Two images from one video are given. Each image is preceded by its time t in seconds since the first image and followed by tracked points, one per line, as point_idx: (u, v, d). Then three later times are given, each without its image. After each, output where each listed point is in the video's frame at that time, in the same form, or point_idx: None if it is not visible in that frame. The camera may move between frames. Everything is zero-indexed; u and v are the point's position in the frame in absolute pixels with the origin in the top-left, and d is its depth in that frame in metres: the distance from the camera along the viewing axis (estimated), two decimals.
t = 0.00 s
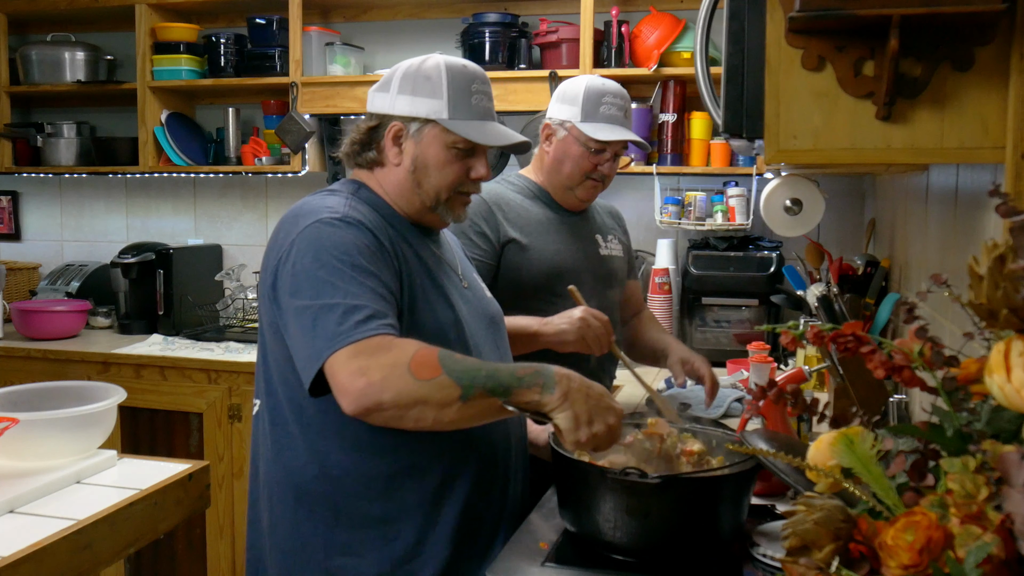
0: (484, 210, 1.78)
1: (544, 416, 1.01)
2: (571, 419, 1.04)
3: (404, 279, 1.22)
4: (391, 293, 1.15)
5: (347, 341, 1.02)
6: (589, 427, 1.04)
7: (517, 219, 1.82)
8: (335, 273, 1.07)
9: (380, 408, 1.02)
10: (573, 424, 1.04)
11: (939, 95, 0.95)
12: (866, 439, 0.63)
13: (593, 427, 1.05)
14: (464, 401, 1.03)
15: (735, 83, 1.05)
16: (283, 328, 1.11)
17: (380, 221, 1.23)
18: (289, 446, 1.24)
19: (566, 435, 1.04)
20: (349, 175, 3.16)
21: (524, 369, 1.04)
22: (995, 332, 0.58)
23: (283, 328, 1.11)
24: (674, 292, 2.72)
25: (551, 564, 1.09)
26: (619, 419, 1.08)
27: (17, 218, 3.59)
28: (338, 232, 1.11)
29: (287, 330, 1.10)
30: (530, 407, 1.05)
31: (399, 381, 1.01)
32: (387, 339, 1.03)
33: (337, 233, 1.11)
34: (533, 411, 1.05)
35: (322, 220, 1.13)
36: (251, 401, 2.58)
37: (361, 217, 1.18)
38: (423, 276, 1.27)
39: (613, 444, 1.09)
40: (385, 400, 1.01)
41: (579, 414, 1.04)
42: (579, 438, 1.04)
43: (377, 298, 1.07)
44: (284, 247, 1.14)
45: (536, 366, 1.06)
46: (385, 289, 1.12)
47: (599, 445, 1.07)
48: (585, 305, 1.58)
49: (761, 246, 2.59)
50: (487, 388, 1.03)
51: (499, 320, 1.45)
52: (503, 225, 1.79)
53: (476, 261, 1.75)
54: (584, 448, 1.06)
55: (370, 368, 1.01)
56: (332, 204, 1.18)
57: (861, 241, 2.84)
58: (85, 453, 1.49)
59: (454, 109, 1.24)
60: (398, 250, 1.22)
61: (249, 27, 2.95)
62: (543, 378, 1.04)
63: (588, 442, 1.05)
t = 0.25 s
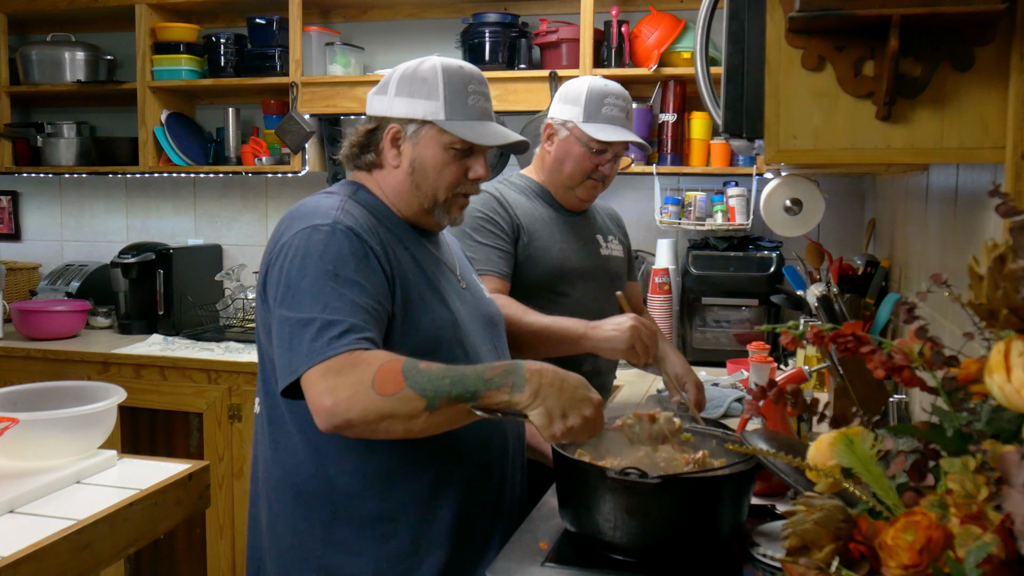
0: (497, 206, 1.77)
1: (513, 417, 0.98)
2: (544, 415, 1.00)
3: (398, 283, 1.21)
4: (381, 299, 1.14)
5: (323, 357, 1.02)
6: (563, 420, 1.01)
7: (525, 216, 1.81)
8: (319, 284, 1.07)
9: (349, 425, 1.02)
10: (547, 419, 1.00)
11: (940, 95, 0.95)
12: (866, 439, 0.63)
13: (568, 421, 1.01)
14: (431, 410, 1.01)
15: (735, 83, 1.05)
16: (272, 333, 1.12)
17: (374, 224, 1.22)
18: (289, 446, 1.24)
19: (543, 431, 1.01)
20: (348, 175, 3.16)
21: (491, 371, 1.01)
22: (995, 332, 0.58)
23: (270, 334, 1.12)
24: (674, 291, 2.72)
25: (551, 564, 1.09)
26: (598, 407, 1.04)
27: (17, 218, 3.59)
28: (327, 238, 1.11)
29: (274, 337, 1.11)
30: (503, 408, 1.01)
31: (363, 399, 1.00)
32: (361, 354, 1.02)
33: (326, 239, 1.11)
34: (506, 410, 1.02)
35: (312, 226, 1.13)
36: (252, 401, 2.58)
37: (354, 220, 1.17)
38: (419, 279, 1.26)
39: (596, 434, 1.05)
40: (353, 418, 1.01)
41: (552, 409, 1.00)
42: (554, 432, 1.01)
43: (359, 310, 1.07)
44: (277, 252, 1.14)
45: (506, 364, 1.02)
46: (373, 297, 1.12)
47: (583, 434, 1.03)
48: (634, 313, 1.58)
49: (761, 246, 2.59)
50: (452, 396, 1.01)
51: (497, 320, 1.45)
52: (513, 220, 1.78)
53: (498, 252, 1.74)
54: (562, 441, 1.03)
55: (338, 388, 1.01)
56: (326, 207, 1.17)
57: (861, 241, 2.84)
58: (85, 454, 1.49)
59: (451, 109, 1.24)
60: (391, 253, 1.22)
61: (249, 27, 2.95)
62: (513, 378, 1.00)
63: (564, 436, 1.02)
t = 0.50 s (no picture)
0: (501, 204, 1.77)
1: (504, 410, 0.97)
2: (535, 406, 0.99)
3: (394, 281, 1.21)
4: (376, 296, 1.14)
5: (314, 351, 1.02)
6: (554, 412, 0.99)
7: (528, 215, 1.81)
8: (313, 280, 1.07)
9: (340, 417, 1.02)
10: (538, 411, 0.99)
11: (939, 95, 0.95)
12: (866, 439, 0.63)
13: (559, 413, 0.99)
14: (420, 402, 1.01)
15: (735, 83, 1.05)
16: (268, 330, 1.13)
17: (372, 222, 1.22)
18: (289, 446, 1.24)
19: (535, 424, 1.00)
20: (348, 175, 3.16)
21: (481, 363, 1.00)
22: (995, 332, 0.58)
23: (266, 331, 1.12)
24: (674, 291, 2.71)
25: (551, 564, 1.09)
26: (590, 399, 1.02)
27: (17, 218, 3.59)
28: (323, 235, 1.11)
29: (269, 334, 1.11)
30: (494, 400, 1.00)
31: (352, 391, 1.00)
32: (352, 347, 1.02)
33: (321, 236, 1.11)
34: (497, 402, 1.00)
35: (308, 224, 1.13)
36: (252, 401, 2.58)
37: (351, 219, 1.17)
38: (415, 277, 1.26)
39: (588, 426, 1.03)
40: (343, 410, 1.01)
41: (542, 401, 0.99)
42: (545, 424, 0.99)
43: (353, 306, 1.07)
44: (273, 250, 1.15)
45: (496, 356, 1.01)
46: (368, 294, 1.11)
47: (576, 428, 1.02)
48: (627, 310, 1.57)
49: (760, 246, 2.59)
50: (441, 387, 1.00)
51: (496, 321, 1.45)
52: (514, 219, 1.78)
53: (500, 248, 1.73)
54: (554, 434, 1.01)
55: (328, 381, 1.01)
56: (323, 206, 1.18)
57: (861, 241, 2.84)
58: (85, 454, 1.49)
59: (448, 110, 1.24)
60: (388, 251, 1.22)
61: (249, 27, 2.95)
62: (502, 370, 0.99)
63: (555, 429, 1.00)
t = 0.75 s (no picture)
0: (493, 204, 1.79)
1: (502, 400, 0.97)
2: (533, 395, 0.99)
3: (393, 279, 1.21)
4: (374, 293, 1.14)
5: (311, 345, 1.02)
6: (552, 401, 0.99)
7: (525, 214, 1.82)
8: (311, 276, 1.07)
9: (338, 411, 1.02)
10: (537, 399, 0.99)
11: (939, 95, 0.95)
12: (867, 439, 0.63)
13: (557, 401, 0.99)
14: (418, 394, 1.01)
15: (735, 83, 1.06)
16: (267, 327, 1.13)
17: (370, 220, 1.22)
18: (289, 446, 1.24)
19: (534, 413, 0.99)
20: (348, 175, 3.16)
21: (477, 352, 1.00)
22: (995, 332, 0.58)
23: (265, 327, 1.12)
24: (674, 291, 2.71)
25: (551, 564, 1.09)
26: (588, 386, 1.02)
27: (17, 218, 3.59)
28: (321, 233, 1.11)
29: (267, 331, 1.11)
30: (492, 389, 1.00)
31: (349, 384, 1.00)
32: (349, 341, 1.02)
33: (320, 234, 1.11)
34: (494, 392, 1.00)
35: (307, 222, 1.13)
36: (252, 401, 2.58)
37: (349, 217, 1.17)
38: (414, 276, 1.26)
39: (587, 414, 1.03)
40: (340, 404, 1.01)
41: (540, 390, 0.99)
42: (544, 413, 0.99)
43: (351, 301, 1.07)
44: (272, 248, 1.15)
45: (493, 346, 1.00)
46: (366, 290, 1.12)
47: (573, 417, 1.02)
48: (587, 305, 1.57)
49: (760, 246, 2.59)
50: (438, 378, 1.00)
51: (496, 321, 1.45)
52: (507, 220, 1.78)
53: (480, 251, 1.74)
54: (553, 423, 1.01)
55: (325, 374, 1.01)
56: (322, 205, 1.18)
57: (861, 241, 2.84)
58: (85, 454, 1.49)
59: (447, 110, 1.24)
60: (387, 249, 1.22)
61: (249, 27, 2.95)
62: (500, 360, 0.99)
63: (554, 417, 1.00)
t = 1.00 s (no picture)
0: (489, 202, 1.79)
1: (501, 397, 0.97)
2: (532, 392, 0.98)
3: (395, 278, 1.21)
4: (375, 292, 1.14)
5: (310, 343, 1.02)
6: (551, 398, 0.98)
7: (523, 213, 1.82)
8: (312, 274, 1.07)
9: (337, 409, 1.02)
10: (537, 397, 0.98)
11: (939, 95, 0.95)
12: (866, 439, 0.63)
13: (557, 399, 0.99)
14: (415, 391, 1.00)
15: (735, 83, 1.05)
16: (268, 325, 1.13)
17: (372, 220, 1.22)
18: (289, 446, 1.24)
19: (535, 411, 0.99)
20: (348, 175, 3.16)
21: (477, 350, 0.99)
22: (995, 332, 0.58)
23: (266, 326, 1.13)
24: (674, 291, 2.71)
25: (551, 564, 1.09)
26: (588, 384, 1.02)
27: (17, 218, 3.59)
28: (323, 232, 1.12)
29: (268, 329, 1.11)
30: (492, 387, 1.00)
31: (349, 382, 1.00)
32: (348, 339, 1.02)
33: (321, 233, 1.11)
34: (493, 390, 1.00)
35: (308, 221, 1.13)
36: (251, 401, 2.58)
37: (351, 216, 1.17)
38: (415, 276, 1.26)
39: (587, 412, 1.03)
40: (338, 401, 1.01)
41: (539, 387, 0.98)
42: (543, 411, 0.98)
43: (351, 300, 1.07)
44: (274, 247, 1.15)
45: (492, 344, 1.00)
46: (367, 289, 1.12)
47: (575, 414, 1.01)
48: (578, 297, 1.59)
49: (760, 246, 2.59)
50: (436, 375, 1.00)
51: (496, 321, 1.45)
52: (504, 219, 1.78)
53: (472, 249, 1.75)
54: (554, 421, 1.00)
55: (324, 372, 1.01)
56: (323, 204, 1.18)
57: (861, 241, 2.84)
58: (85, 453, 1.49)
59: (448, 109, 1.24)
60: (388, 248, 1.22)
61: (249, 27, 2.95)
62: (498, 357, 0.98)
63: (553, 415, 0.99)
